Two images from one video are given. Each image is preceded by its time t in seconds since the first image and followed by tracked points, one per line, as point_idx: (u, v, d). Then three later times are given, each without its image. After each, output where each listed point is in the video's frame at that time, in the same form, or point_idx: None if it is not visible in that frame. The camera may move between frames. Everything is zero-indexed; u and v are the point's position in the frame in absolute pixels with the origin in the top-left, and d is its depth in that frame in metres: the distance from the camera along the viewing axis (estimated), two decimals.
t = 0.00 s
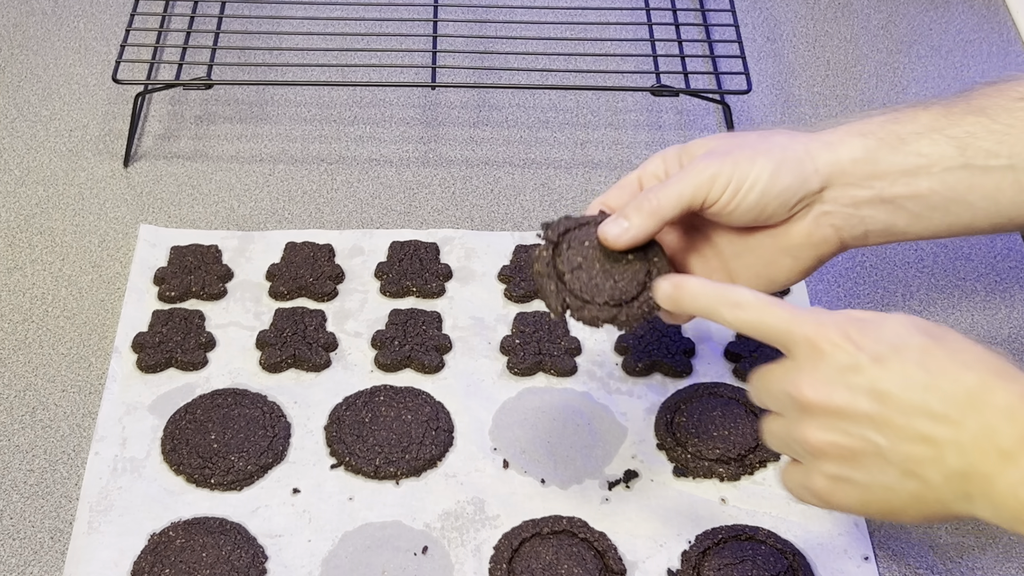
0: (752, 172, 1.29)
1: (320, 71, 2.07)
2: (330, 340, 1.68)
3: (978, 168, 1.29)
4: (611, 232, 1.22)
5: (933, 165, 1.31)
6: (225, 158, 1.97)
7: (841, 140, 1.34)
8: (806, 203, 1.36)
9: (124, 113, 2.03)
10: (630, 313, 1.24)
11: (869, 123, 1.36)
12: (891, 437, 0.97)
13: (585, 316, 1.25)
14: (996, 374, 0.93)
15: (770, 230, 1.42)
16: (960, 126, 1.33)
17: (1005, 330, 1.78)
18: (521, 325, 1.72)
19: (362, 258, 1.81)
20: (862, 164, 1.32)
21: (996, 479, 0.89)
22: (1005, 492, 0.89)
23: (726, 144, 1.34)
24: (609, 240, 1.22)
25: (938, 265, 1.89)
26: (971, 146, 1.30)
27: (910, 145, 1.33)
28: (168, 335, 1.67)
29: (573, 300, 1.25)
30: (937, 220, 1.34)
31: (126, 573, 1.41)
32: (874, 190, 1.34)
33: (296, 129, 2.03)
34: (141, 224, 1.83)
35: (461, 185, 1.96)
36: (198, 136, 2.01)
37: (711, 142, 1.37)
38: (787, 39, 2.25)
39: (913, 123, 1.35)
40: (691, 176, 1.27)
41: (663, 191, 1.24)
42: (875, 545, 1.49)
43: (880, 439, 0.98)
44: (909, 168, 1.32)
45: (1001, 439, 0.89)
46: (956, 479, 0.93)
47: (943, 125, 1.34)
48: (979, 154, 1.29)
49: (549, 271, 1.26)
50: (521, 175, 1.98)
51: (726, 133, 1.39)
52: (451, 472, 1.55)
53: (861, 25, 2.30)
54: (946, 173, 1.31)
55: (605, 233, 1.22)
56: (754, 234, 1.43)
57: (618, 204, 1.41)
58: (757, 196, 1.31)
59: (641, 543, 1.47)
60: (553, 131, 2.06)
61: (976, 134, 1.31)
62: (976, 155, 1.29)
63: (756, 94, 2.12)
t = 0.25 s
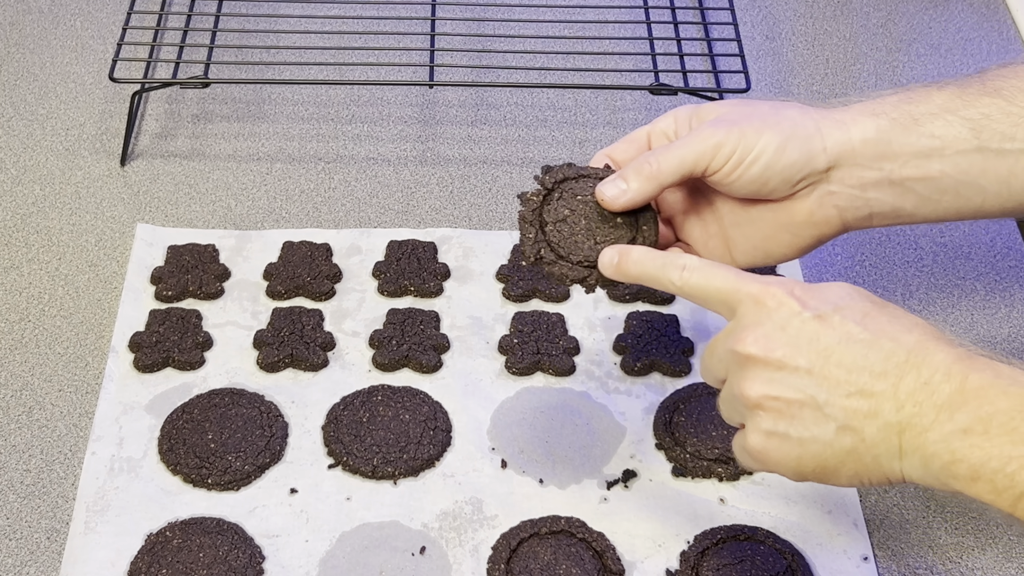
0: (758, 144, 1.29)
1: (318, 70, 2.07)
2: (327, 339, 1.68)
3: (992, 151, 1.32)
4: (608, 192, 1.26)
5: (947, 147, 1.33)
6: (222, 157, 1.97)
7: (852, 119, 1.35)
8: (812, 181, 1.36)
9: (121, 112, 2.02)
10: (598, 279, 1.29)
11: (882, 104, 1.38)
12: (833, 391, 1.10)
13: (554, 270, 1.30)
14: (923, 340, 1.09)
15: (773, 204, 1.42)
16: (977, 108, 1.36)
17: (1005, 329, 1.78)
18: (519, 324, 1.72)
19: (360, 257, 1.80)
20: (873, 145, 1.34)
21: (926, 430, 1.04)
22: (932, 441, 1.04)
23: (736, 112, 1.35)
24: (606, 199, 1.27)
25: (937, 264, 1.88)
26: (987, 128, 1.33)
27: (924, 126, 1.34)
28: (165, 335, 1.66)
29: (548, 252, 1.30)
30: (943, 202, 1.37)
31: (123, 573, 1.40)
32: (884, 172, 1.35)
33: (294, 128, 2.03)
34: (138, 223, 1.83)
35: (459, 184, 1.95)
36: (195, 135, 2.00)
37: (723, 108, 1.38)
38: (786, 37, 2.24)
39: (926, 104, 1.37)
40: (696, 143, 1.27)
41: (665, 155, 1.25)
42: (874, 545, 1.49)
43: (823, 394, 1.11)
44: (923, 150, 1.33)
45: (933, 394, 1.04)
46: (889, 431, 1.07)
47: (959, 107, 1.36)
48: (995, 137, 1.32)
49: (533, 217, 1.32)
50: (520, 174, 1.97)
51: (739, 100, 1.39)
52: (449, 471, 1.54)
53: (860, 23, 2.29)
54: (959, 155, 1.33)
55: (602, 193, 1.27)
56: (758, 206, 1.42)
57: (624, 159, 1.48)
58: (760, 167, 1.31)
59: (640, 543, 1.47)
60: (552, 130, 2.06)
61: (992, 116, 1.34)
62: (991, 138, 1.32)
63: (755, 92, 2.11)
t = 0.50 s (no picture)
0: (759, 148, 1.29)
1: (315, 68, 2.07)
2: (325, 339, 1.67)
3: (993, 156, 1.31)
4: (610, 199, 1.22)
5: (948, 153, 1.32)
6: (219, 156, 1.96)
7: (853, 124, 1.34)
8: (811, 187, 1.36)
9: (118, 111, 2.01)
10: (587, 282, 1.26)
11: (883, 108, 1.37)
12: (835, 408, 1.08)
13: (543, 267, 1.28)
14: (918, 342, 1.06)
15: (773, 208, 1.42)
16: (977, 111, 1.34)
17: (1005, 329, 1.77)
18: (518, 323, 1.71)
19: (357, 257, 1.79)
20: (873, 149, 1.33)
21: (929, 441, 1.03)
22: (935, 451, 1.03)
23: (739, 115, 1.34)
24: (607, 205, 1.22)
25: (937, 264, 1.88)
26: (987, 133, 1.32)
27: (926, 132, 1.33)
28: (162, 334, 1.66)
29: (541, 248, 1.28)
30: (944, 207, 1.36)
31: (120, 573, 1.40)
32: (884, 177, 1.35)
33: (291, 127, 2.02)
34: (135, 222, 1.82)
35: (457, 183, 1.95)
36: (192, 134, 1.99)
37: (727, 111, 1.37)
38: (785, 36, 2.24)
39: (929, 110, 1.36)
40: (697, 147, 1.26)
41: (666, 160, 1.24)
42: (874, 545, 1.48)
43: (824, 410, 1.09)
44: (923, 156, 1.33)
45: (933, 404, 1.02)
46: (892, 442, 1.06)
47: (959, 111, 1.35)
48: (995, 141, 1.31)
49: (532, 213, 1.29)
50: (518, 173, 1.96)
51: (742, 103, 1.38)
52: (447, 471, 1.54)
53: (860, 22, 2.28)
54: (960, 160, 1.32)
55: (603, 201, 1.22)
56: (758, 210, 1.43)
57: (626, 160, 1.46)
58: (759, 173, 1.31)
59: (638, 543, 1.47)
60: (550, 129, 2.05)
61: (992, 120, 1.33)
62: (991, 142, 1.31)
63: (754, 91, 2.11)
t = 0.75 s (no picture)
0: (794, 164, 1.24)
1: (313, 67, 2.06)
2: (322, 338, 1.66)
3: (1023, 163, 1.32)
4: (643, 225, 1.17)
5: (978, 160, 1.32)
6: (217, 154, 1.95)
7: (881, 134, 1.32)
8: (847, 199, 1.32)
9: (115, 109, 2.01)
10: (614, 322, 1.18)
11: (909, 118, 1.35)
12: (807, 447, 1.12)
13: (566, 302, 1.20)
14: (884, 393, 1.04)
15: (804, 224, 1.36)
16: (1004, 119, 1.35)
17: (1005, 328, 1.77)
18: (516, 322, 1.71)
19: (355, 256, 1.79)
20: (905, 159, 1.31)
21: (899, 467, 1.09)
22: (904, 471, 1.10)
23: (766, 134, 1.29)
24: (641, 231, 1.18)
25: (937, 263, 1.87)
26: (1016, 140, 1.32)
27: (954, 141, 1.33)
28: (159, 333, 1.65)
29: (566, 282, 1.20)
30: (974, 213, 1.36)
31: (117, 574, 1.39)
32: (916, 187, 1.33)
33: (289, 125, 2.02)
34: (132, 222, 1.82)
35: (455, 182, 1.94)
36: (190, 132, 1.99)
37: (750, 129, 1.32)
38: (785, 34, 2.23)
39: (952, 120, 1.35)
40: (730, 166, 1.20)
41: (699, 182, 1.17)
42: (873, 545, 1.48)
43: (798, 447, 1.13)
44: (952, 164, 1.32)
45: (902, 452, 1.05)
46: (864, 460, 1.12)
47: (986, 119, 1.35)
48: None
49: (560, 243, 1.22)
50: (516, 172, 1.96)
51: (764, 121, 1.33)
52: (445, 471, 1.53)
53: (859, 20, 2.28)
54: (990, 168, 1.32)
55: (635, 226, 1.18)
56: (790, 226, 1.37)
57: (648, 188, 1.38)
58: (794, 192, 1.25)
59: (637, 543, 1.46)
60: (549, 128, 2.04)
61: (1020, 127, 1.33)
62: (1020, 150, 1.32)
63: (753, 89, 2.10)
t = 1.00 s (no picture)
0: (791, 154, 1.23)
1: (310, 65, 2.06)
2: (320, 337, 1.66)
3: (1014, 142, 1.32)
4: (638, 215, 1.17)
5: (969, 140, 1.32)
6: (214, 153, 1.95)
7: (874, 113, 1.31)
8: (844, 180, 1.32)
9: (112, 108, 2.00)
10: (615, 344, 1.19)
11: (903, 97, 1.34)
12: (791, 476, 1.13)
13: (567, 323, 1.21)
14: (858, 427, 1.04)
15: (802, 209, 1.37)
16: (997, 98, 1.34)
17: (1004, 327, 1.76)
18: (514, 322, 1.70)
19: (353, 255, 1.78)
20: (899, 140, 1.31)
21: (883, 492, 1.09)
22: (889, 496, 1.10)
23: (759, 121, 1.27)
24: (637, 220, 1.17)
25: (936, 262, 1.87)
26: (1008, 120, 1.32)
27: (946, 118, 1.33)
28: (156, 333, 1.64)
29: (567, 302, 1.21)
30: (965, 189, 1.36)
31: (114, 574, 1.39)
32: (910, 165, 1.33)
33: (286, 124, 2.01)
34: (129, 220, 1.81)
35: (453, 181, 1.94)
36: (187, 131, 1.98)
37: (741, 115, 1.30)
38: (783, 33, 2.23)
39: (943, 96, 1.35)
40: (726, 156, 1.20)
41: (695, 171, 1.17)
42: (873, 545, 1.47)
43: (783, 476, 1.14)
44: (945, 144, 1.32)
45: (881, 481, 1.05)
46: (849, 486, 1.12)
47: (979, 98, 1.34)
48: (1017, 128, 1.31)
49: (557, 264, 1.21)
50: (514, 171, 1.95)
51: (756, 105, 1.31)
52: (443, 471, 1.53)
53: (859, 18, 2.27)
54: (982, 147, 1.32)
55: (630, 215, 1.17)
56: (788, 210, 1.37)
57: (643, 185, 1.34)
58: (794, 178, 1.26)
59: (636, 544, 1.46)
60: (547, 126, 2.04)
61: (1013, 106, 1.32)
62: (1012, 129, 1.31)
63: (752, 88, 2.10)
